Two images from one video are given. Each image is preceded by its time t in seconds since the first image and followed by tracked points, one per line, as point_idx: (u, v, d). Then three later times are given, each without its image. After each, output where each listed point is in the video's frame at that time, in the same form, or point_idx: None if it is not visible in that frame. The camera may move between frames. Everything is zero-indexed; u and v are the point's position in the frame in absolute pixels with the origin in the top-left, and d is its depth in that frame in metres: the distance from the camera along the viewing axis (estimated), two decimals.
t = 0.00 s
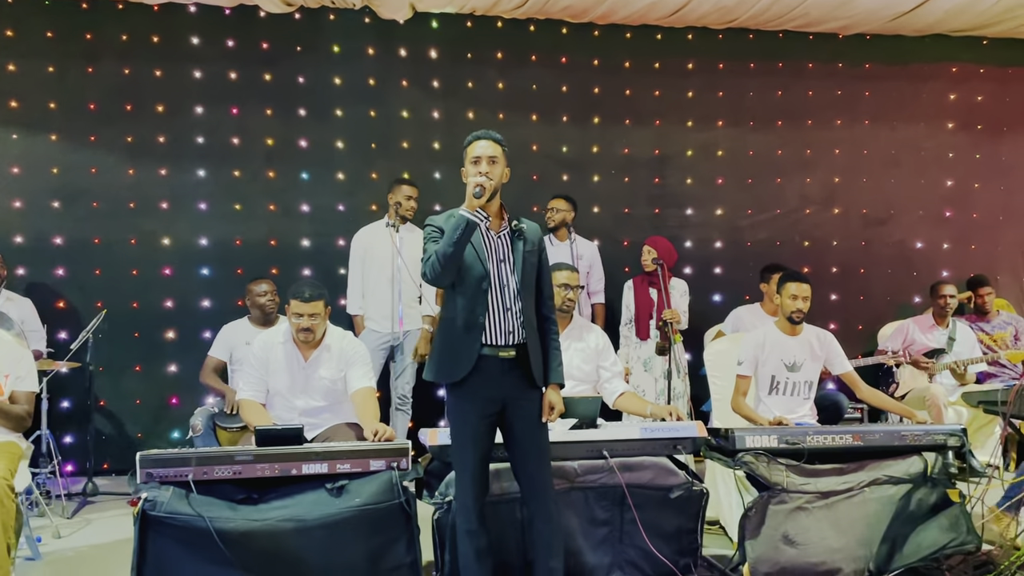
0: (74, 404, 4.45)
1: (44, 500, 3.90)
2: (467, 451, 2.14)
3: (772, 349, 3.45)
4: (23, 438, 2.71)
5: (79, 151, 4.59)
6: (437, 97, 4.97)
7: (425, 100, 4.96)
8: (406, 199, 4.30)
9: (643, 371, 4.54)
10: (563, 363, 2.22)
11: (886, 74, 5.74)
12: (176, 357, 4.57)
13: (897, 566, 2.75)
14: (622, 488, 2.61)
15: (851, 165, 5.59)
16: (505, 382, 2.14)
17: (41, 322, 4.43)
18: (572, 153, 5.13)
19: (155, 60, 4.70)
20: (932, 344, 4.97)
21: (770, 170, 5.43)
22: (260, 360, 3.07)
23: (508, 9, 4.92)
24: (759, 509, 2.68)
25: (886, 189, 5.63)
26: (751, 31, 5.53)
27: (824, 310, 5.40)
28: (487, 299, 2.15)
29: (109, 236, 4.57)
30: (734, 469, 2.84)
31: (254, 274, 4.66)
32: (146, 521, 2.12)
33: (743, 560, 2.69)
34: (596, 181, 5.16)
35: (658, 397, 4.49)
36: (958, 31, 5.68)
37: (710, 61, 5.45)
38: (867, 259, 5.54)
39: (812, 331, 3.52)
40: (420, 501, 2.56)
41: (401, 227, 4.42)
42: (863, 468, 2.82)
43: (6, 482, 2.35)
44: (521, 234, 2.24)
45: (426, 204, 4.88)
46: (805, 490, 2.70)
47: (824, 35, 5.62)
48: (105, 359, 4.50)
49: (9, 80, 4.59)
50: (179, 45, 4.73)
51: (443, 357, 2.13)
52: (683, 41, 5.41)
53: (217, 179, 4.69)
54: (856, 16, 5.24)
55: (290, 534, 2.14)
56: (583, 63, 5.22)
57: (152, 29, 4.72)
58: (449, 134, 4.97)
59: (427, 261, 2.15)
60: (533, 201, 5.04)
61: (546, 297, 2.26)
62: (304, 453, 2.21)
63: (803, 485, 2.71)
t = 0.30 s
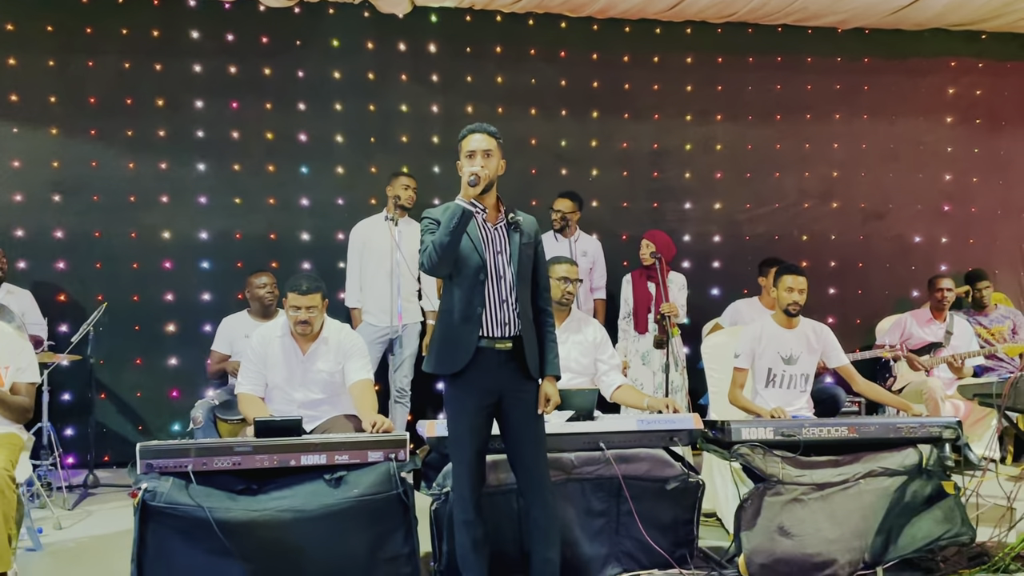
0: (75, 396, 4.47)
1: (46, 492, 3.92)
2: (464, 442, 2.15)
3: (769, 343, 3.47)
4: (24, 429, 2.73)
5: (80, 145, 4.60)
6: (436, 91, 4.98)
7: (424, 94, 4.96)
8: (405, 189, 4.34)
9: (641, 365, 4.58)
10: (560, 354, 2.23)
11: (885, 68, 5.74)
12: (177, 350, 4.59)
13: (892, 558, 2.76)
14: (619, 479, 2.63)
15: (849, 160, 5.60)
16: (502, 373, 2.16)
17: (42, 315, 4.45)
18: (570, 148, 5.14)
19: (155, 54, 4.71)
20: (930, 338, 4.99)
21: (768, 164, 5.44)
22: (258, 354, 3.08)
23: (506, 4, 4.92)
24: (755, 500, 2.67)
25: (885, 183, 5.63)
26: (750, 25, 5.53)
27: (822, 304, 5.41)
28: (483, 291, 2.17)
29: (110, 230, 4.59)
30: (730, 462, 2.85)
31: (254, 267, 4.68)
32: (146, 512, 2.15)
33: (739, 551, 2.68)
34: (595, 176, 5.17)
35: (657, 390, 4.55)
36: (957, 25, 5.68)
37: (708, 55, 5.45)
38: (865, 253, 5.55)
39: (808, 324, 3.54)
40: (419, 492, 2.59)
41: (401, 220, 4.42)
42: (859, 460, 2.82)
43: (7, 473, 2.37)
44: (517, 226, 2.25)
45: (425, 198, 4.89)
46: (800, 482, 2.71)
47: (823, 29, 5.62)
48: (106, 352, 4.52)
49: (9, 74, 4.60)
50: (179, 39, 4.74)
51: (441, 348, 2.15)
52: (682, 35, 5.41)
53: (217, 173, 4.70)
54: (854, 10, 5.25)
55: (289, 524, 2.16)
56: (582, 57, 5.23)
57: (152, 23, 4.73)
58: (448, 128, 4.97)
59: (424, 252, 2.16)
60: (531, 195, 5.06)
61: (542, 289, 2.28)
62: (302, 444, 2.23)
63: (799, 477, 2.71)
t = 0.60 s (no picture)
0: (78, 387, 4.51)
1: (49, 482, 3.96)
2: (460, 432, 2.18)
3: (766, 336, 3.49)
4: (27, 419, 2.77)
5: (82, 139, 4.63)
6: (436, 85, 4.99)
7: (425, 88, 4.97)
8: (405, 183, 4.38)
9: (640, 357, 4.58)
10: (554, 345, 2.26)
11: (885, 62, 5.74)
12: (179, 342, 4.62)
13: (887, 548, 2.75)
14: (615, 470, 2.65)
15: (849, 154, 5.60)
16: (498, 363, 2.18)
17: (45, 307, 4.48)
18: (570, 142, 5.16)
19: (157, 48, 4.72)
20: (928, 332, 5.00)
21: (767, 158, 5.46)
22: (257, 346, 3.12)
23: None
24: (749, 491, 2.71)
25: (885, 177, 5.64)
26: (750, 20, 5.54)
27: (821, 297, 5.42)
28: (480, 282, 2.19)
29: (112, 223, 4.62)
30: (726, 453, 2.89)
31: (255, 260, 4.70)
32: (146, 499, 2.19)
33: (734, 541, 2.71)
34: (595, 170, 5.18)
35: (655, 382, 4.54)
36: (957, 20, 5.69)
37: (708, 50, 5.45)
38: (864, 247, 5.56)
39: (805, 317, 3.55)
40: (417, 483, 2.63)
41: (401, 214, 4.46)
42: (854, 452, 2.81)
43: (10, 462, 2.40)
44: (513, 219, 2.27)
45: (425, 192, 4.90)
46: (795, 473, 2.73)
47: (823, 24, 5.63)
48: (109, 344, 4.55)
49: (12, 68, 4.62)
50: (181, 34, 4.76)
51: (438, 339, 2.18)
52: (682, 29, 5.41)
53: (219, 166, 4.72)
54: (853, 5, 5.29)
55: (288, 512, 2.19)
56: (583, 52, 5.24)
57: (154, 17, 4.75)
58: (448, 122, 4.98)
59: (421, 244, 2.19)
60: (531, 189, 5.07)
61: (537, 281, 2.30)
62: (301, 434, 2.25)
63: (793, 468, 2.73)
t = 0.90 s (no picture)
0: (81, 379, 4.54)
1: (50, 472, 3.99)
2: (455, 423, 2.20)
3: (763, 328, 3.50)
4: (28, 408, 2.80)
5: (85, 131, 4.65)
6: (437, 79, 4.99)
7: (426, 82, 4.98)
8: (405, 178, 4.37)
9: (638, 351, 4.59)
10: (549, 338, 2.27)
11: (886, 56, 5.73)
12: (180, 335, 4.64)
13: (880, 539, 2.77)
14: (610, 462, 2.67)
15: (850, 148, 5.59)
16: (492, 354, 2.20)
17: (48, 299, 4.51)
18: (570, 135, 5.15)
19: (159, 41, 4.74)
20: (927, 326, 5.01)
21: (768, 152, 5.45)
22: (257, 334, 3.15)
23: None
24: (744, 483, 2.71)
25: (885, 172, 5.63)
26: (751, 14, 5.53)
27: (821, 292, 5.42)
28: (474, 276, 2.21)
29: (115, 216, 4.64)
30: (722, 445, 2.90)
31: (256, 253, 4.71)
32: (145, 488, 2.21)
33: (729, 532, 2.76)
34: (595, 164, 5.18)
35: (654, 376, 4.55)
36: (958, 14, 5.68)
37: (709, 44, 5.44)
38: (864, 241, 5.56)
39: (802, 310, 3.55)
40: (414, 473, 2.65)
41: (400, 207, 4.47)
42: (849, 444, 2.81)
43: (10, 451, 2.42)
44: (509, 213, 2.28)
45: (426, 186, 4.92)
46: (790, 465, 2.71)
47: (824, 18, 5.62)
48: (111, 336, 4.58)
49: (15, 60, 4.65)
50: (183, 27, 4.77)
51: (431, 332, 2.20)
52: (683, 23, 5.41)
53: (220, 159, 4.74)
54: None
55: (285, 501, 2.21)
56: (583, 46, 5.24)
57: (156, 11, 4.76)
58: (448, 116, 4.99)
59: (415, 238, 2.21)
60: (531, 183, 5.08)
61: (531, 275, 2.33)
62: (298, 424, 2.27)
63: (789, 460, 2.72)
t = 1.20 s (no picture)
0: (84, 371, 4.58)
1: (53, 463, 4.02)
2: (451, 413, 2.21)
3: (761, 322, 3.51)
4: (30, 399, 2.83)
5: (88, 125, 4.68)
6: (439, 73, 5.00)
7: (427, 76, 4.98)
8: (402, 170, 4.39)
9: (638, 345, 4.60)
10: (545, 330, 2.29)
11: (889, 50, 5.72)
12: (183, 327, 4.67)
13: (876, 531, 2.77)
14: (606, 453, 2.68)
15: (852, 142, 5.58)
16: (488, 346, 2.22)
17: (51, 291, 4.54)
18: (571, 130, 5.15)
19: (161, 35, 4.75)
20: (927, 321, 5.01)
21: (769, 147, 5.45)
22: (260, 323, 3.18)
23: None
24: (740, 476, 2.71)
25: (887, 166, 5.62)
26: (753, 8, 5.52)
27: (822, 287, 5.42)
28: (469, 267, 2.23)
29: (118, 209, 4.67)
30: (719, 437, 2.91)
31: (258, 247, 4.73)
32: (144, 477, 2.23)
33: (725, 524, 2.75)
34: (595, 158, 5.19)
35: (653, 370, 4.55)
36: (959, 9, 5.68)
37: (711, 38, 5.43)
38: (866, 236, 5.55)
39: (801, 304, 3.56)
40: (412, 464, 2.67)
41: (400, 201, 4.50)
42: (845, 437, 2.81)
43: (11, 440, 2.46)
44: (505, 205, 2.29)
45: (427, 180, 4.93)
46: (785, 457, 2.72)
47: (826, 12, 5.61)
48: (114, 328, 4.61)
49: (18, 54, 4.67)
50: (184, 21, 4.78)
51: (427, 322, 2.22)
52: (685, 17, 5.40)
53: (222, 153, 4.76)
54: None
55: (284, 490, 2.23)
56: (585, 40, 5.23)
57: (159, 5, 4.77)
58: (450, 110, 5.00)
59: (411, 228, 2.23)
60: (532, 177, 5.09)
61: (528, 267, 2.35)
62: (296, 414, 2.29)
63: (784, 452, 2.73)
